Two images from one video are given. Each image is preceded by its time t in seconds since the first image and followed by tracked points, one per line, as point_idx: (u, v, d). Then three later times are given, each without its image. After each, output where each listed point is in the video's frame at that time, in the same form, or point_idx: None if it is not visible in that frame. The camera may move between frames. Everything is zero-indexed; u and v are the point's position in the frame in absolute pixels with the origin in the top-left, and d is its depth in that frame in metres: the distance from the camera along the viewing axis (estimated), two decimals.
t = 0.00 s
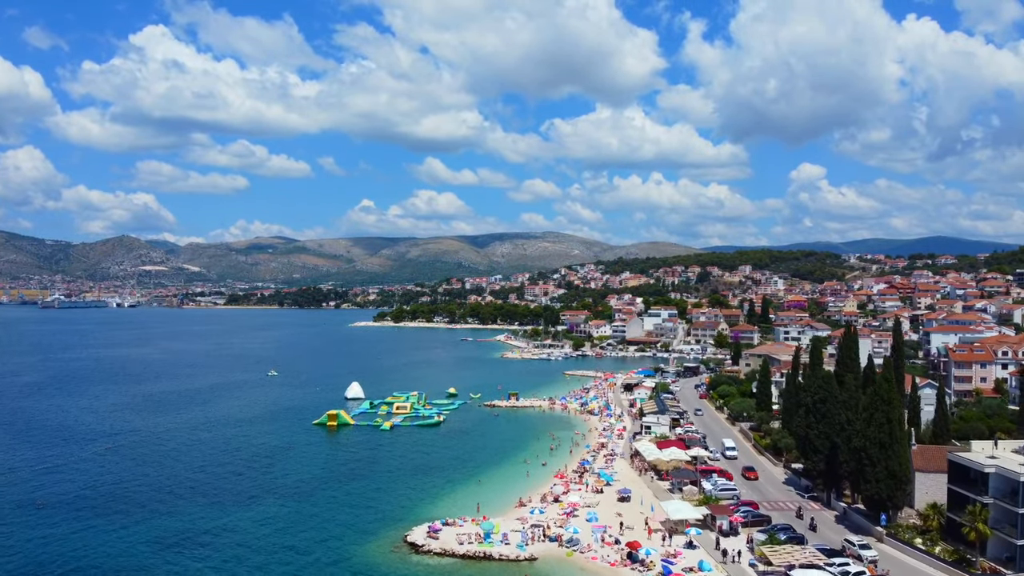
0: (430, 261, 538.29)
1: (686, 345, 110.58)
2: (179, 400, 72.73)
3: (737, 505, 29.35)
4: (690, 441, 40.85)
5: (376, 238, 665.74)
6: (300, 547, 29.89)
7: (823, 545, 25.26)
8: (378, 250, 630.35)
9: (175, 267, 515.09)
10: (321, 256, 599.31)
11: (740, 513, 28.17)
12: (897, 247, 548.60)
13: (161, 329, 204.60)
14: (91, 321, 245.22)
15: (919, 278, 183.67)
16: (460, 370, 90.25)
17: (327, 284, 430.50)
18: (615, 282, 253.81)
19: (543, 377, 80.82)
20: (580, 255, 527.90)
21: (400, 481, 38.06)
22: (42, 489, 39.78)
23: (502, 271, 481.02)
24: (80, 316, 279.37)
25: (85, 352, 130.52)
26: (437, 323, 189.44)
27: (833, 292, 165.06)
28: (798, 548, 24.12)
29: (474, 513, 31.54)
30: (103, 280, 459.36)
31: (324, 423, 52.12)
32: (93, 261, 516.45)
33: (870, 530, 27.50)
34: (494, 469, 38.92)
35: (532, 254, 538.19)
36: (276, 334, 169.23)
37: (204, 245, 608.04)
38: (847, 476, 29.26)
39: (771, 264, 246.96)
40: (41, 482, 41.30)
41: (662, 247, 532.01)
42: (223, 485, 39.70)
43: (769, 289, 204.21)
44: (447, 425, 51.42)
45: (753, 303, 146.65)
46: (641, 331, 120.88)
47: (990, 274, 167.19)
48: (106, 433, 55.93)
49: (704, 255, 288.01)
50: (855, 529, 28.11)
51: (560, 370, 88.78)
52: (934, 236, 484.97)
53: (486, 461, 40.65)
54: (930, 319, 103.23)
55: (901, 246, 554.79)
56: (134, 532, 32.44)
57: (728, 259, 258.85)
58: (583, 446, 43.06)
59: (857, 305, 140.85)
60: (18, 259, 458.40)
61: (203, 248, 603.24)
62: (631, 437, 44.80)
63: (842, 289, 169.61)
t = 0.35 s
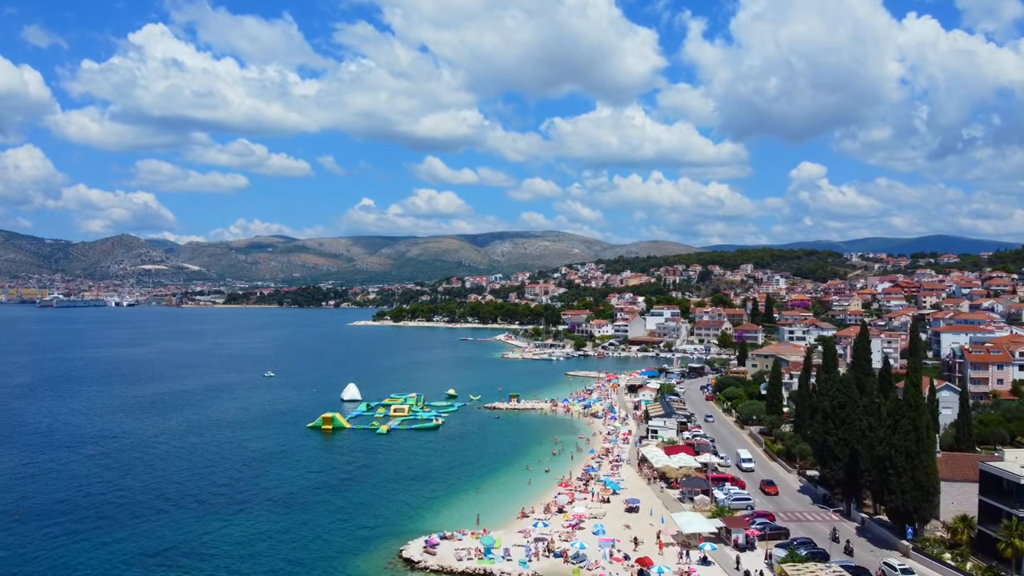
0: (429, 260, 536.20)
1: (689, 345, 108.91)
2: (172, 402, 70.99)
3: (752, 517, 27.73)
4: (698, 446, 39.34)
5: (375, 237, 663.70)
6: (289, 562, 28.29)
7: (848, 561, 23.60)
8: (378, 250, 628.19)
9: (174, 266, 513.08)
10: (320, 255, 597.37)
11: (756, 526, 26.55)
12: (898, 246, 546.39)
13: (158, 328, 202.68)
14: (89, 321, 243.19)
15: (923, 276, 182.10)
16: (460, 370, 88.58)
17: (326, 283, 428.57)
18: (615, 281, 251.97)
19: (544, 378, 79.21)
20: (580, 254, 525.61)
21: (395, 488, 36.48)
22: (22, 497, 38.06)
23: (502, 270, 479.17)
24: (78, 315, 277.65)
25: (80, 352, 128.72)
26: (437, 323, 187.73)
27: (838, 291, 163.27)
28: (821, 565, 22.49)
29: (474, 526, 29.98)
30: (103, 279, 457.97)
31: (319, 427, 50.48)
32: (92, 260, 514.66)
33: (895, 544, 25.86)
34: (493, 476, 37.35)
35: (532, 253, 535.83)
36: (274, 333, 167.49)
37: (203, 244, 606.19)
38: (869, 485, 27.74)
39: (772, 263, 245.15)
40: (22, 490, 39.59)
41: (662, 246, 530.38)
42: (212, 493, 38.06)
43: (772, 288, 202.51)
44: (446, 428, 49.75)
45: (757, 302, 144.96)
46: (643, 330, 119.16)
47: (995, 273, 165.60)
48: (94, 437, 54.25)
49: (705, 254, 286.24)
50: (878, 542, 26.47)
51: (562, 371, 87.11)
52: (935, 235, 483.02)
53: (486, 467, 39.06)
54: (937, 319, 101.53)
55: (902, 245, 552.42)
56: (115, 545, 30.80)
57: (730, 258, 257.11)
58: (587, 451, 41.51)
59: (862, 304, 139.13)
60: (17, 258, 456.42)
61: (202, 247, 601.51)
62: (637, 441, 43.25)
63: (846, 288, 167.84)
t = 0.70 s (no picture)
0: (429, 238, 533.61)
1: (692, 324, 107.46)
2: (165, 383, 69.60)
3: (767, 507, 26.28)
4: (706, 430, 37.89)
5: (374, 216, 660.16)
6: (279, 556, 26.81)
7: (873, 557, 22.13)
8: (377, 228, 624.98)
9: (173, 245, 510.59)
10: (319, 233, 594.52)
11: (772, 518, 25.10)
12: (900, 225, 543.24)
13: (155, 307, 200.86)
14: (86, 299, 241.46)
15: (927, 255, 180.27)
16: (460, 351, 87.17)
17: (325, 262, 426.36)
18: (616, 260, 250.07)
19: (546, 358, 77.78)
20: (580, 233, 522.99)
21: (391, 476, 35.05)
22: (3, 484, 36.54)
23: (502, 249, 476.59)
24: (76, 294, 276.15)
25: (76, 332, 127.24)
26: (437, 302, 186.15)
27: (841, 270, 161.54)
28: (845, 562, 21.04)
29: (472, 516, 28.52)
30: (102, 258, 455.83)
31: (314, 409, 49.01)
32: (91, 239, 512.22)
33: (918, 537, 24.36)
34: (493, 462, 35.91)
35: (532, 232, 533.01)
36: (273, 312, 165.88)
37: (202, 223, 603.14)
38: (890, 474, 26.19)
39: (774, 241, 242.96)
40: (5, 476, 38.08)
41: (663, 223, 527.74)
42: (201, 479, 36.59)
43: (774, 266, 200.68)
44: (444, 411, 48.31)
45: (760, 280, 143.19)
46: (645, 310, 117.70)
47: (1000, 251, 163.67)
48: (83, 421, 52.79)
49: (707, 232, 283.84)
50: (900, 534, 24.98)
51: (563, 351, 85.65)
52: (938, 213, 480.05)
53: (486, 453, 37.62)
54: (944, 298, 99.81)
55: (904, 223, 549.02)
56: (97, 535, 29.31)
57: (732, 236, 254.84)
58: (590, 435, 40.04)
59: (867, 282, 137.41)
60: (15, 237, 453.82)
61: (201, 226, 598.69)
62: (642, 425, 41.85)
63: (850, 267, 165.95)
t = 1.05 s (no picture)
0: (429, 225, 530.92)
1: (695, 312, 105.77)
2: (158, 373, 67.99)
3: (786, 510, 24.76)
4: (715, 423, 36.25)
5: (373, 203, 656.96)
6: (267, 561, 25.20)
7: (902, 566, 20.55)
8: (377, 215, 622.06)
9: (171, 232, 507.94)
10: (319, 220, 591.59)
11: (792, 522, 23.59)
12: (902, 211, 540.10)
13: (152, 295, 198.79)
14: (84, 287, 239.74)
15: (932, 241, 178.38)
16: (459, 339, 85.50)
17: (324, 249, 423.83)
18: (617, 247, 247.94)
19: (547, 348, 76.13)
20: (580, 219, 520.47)
21: (387, 473, 33.41)
22: None
23: (502, 235, 474.04)
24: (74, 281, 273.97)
25: (71, 320, 125.44)
26: (436, 289, 184.40)
27: (845, 256, 159.74)
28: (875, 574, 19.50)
29: (472, 518, 27.01)
30: (100, 245, 453.80)
31: (308, 402, 47.42)
32: (90, 225, 509.67)
33: (949, 543, 22.73)
34: (494, 458, 34.25)
35: (533, 219, 530.45)
36: (270, 300, 164.09)
37: (201, 210, 600.53)
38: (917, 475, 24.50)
39: (776, 228, 240.70)
40: None
41: (663, 210, 525.19)
42: (190, 476, 35.05)
43: (776, 252, 198.70)
44: (443, 403, 46.68)
45: (763, 267, 141.11)
46: (647, 297, 116.03)
47: (1007, 237, 161.36)
48: (71, 414, 51.17)
49: (709, 218, 281.29)
50: (928, 539, 23.38)
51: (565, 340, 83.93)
52: (940, 200, 477.62)
53: (486, 448, 35.99)
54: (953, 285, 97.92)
55: (906, 210, 545.62)
56: (77, 537, 27.70)
57: (733, 222, 252.52)
58: (594, 429, 38.44)
59: (872, 269, 135.41)
60: (14, 224, 451.32)
61: (200, 212, 595.96)
62: (648, 418, 40.27)
63: (854, 253, 163.82)
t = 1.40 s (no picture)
0: (402, 218, 526.18)
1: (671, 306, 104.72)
2: (116, 373, 65.00)
3: (777, 519, 23.27)
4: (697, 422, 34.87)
5: (346, 196, 649.86)
6: None
7: None
8: (349, 208, 615.15)
9: (139, 225, 497.28)
10: (290, 213, 583.54)
11: (785, 533, 22.11)
12: (872, 205, 546.84)
13: (116, 290, 193.39)
14: (45, 282, 232.67)
15: (904, 234, 179.55)
16: (432, 335, 83.28)
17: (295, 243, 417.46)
18: (592, 240, 247.07)
19: (521, 343, 74.49)
20: (554, 213, 519.21)
21: (354, 481, 31.52)
22: None
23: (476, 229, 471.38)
24: (36, 275, 266.32)
25: (29, 316, 120.88)
26: (410, 283, 181.73)
27: (819, 249, 160.09)
28: None
29: (443, 532, 25.25)
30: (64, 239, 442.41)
31: (272, 403, 45.17)
32: (54, 219, 497.07)
33: (950, 554, 21.48)
34: (466, 464, 32.48)
35: (507, 212, 527.93)
36: (239, 295, 160.27)
37: (170, 202, 589.23)
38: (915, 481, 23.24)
39: (749, 221, 241.57)
40: None
41: (637, 204, 526.45)
42: (145, 485, 32.74)
43: (749, 246, 199.25)
44: (414, 403, 44.70)
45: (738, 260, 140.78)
46: (623, 291, 114.81)
47: (977, 230, 163.04)
48: (21, 417, 48.29)
49: (683, 212, 281.54)
50: (926, 549, 22.08)
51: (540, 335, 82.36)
52: (909, 194, 484.00)
53: (459, 453, 34.21)
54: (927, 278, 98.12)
55: (876, 203, 552.68)
56: (16, 557, 25.35)
57: (707, 215, 252.89)
58: (571, 430, 36.84)
59: (846, 262, 135.76)
60: None
61: (168, 205, 584.50)
62: (628, 417, 38.73)
63: (827, 246, 164.52)
